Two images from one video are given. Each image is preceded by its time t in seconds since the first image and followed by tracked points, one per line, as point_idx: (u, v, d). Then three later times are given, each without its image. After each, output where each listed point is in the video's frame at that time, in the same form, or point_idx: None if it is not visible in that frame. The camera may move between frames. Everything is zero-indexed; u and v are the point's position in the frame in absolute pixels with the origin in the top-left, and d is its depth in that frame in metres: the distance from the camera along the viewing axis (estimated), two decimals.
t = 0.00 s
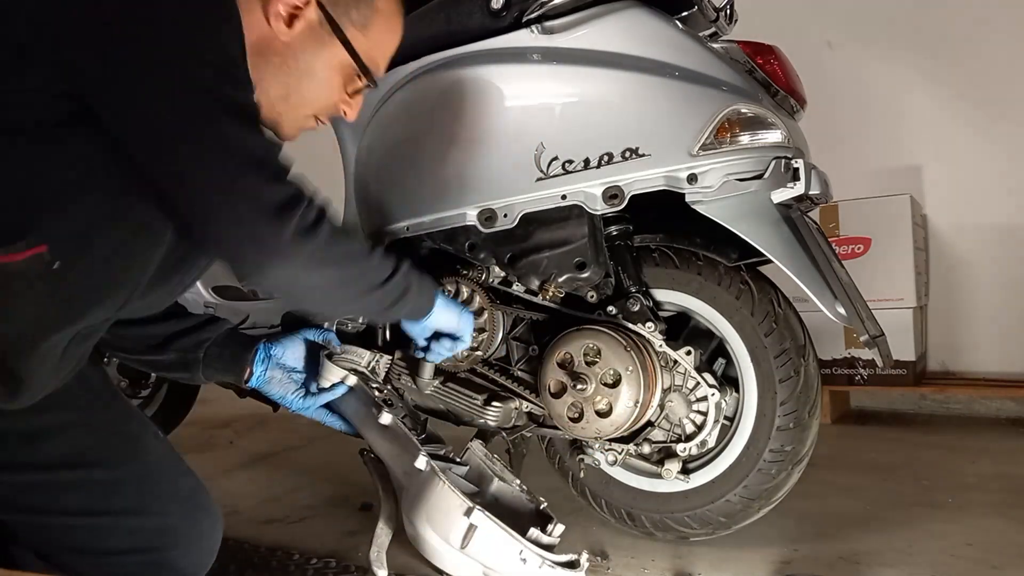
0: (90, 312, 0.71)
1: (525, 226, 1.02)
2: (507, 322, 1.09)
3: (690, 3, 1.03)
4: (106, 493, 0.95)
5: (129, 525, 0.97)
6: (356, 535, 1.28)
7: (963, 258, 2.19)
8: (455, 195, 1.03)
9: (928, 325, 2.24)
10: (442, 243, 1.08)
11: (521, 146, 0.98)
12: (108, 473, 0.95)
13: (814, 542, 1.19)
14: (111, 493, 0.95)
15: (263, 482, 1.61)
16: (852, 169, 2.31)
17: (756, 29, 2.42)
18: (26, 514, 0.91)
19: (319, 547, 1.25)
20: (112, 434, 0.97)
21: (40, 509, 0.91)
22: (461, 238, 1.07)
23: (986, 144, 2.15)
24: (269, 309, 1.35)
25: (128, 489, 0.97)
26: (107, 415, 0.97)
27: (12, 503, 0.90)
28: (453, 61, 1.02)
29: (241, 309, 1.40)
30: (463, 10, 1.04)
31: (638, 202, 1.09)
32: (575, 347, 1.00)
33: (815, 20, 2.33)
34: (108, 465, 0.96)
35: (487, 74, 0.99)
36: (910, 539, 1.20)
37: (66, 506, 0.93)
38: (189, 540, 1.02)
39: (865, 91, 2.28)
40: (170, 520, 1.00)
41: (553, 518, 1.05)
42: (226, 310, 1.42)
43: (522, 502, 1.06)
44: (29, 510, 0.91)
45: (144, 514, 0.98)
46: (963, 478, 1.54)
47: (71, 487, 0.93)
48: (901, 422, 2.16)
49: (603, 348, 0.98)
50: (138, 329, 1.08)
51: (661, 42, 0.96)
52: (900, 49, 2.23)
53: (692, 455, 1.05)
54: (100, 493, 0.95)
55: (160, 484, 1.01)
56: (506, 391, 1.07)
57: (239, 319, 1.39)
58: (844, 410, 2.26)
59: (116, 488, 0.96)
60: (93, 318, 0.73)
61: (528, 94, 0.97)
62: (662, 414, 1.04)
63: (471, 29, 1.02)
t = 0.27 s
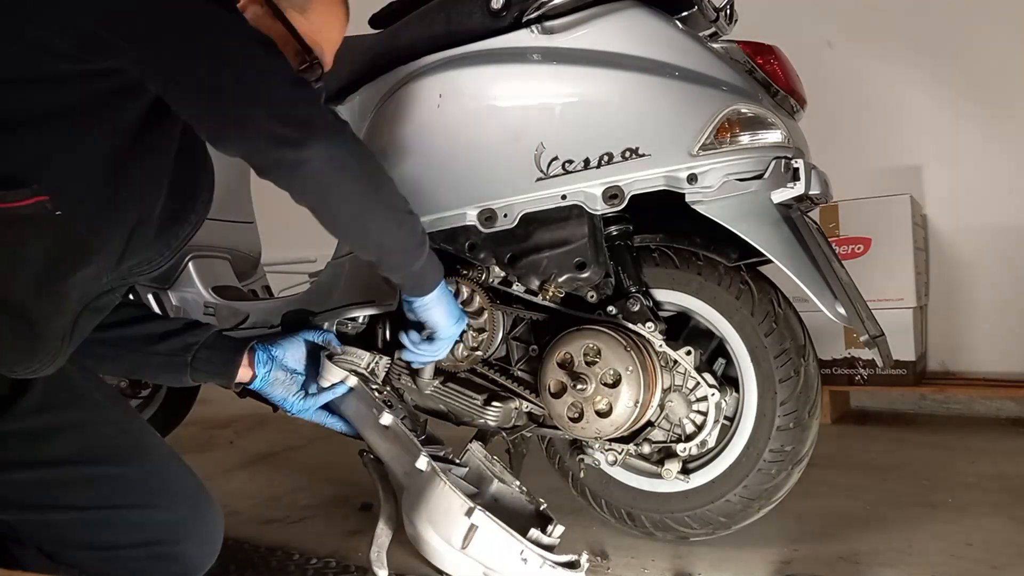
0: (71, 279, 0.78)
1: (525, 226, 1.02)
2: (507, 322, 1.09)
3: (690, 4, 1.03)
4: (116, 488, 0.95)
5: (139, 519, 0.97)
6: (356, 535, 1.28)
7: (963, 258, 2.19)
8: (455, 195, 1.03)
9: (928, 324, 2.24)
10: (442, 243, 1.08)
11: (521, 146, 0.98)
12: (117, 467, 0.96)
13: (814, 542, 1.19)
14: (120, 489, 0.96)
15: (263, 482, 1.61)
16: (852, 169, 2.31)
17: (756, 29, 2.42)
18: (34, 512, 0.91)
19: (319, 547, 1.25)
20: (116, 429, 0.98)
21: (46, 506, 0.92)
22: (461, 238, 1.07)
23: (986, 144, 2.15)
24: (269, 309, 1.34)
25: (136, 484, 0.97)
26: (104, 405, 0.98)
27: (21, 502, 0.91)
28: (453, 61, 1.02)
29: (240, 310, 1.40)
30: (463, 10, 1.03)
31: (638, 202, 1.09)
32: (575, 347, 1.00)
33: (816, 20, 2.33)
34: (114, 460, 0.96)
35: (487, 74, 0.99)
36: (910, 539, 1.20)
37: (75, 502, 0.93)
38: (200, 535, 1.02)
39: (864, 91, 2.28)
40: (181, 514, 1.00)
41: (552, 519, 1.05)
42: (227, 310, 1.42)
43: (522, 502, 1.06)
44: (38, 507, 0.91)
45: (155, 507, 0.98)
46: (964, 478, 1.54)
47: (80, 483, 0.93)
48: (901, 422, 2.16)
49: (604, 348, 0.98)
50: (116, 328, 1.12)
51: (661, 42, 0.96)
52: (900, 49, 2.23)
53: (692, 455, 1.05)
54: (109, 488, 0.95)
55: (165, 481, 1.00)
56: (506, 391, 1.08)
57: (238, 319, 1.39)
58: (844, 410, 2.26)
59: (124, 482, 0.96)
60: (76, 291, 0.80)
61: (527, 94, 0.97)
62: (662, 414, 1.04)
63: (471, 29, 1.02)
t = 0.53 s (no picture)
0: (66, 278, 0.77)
1: (525, 226, 1.02)
2: (507, 322, 1.09)
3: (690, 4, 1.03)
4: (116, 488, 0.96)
5: (140, 519, 0.97)
6: (356, 535, 1.28)
7: (963, 258, 2.19)
8: (456, 195, 1.03)
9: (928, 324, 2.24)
10: (442, 243, 1.09)
11: (521, 146, 0.98)
12: (116, 469, 0.96)
13: (813, 542, 1.19)
14: (120, 489, 0.96)
15: (262, 482, 1.61)
16: (852, 169, 2.31)
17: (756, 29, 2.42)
18: (32, 515, 0.91)
19: (319, 547, 1.25)
20: (116, 431, 0.98)
21: (45, 508, 0.92)
22: (461, 238, 1.07)
23: (985, 144, 2.15)
24: (269, 309, 1.34)
25: (136, 484, 0.97)
26: (98, 407, 0.97)
27: (23, 504, 0.91)
28: (453, 61, 1.02)
29: (240, 309, 1.40)
30: (462, 11, 1.02)
31: (638, 202, 1.09)
32: (575, 347, 1.00)
33: (816, 20, 2.33)
34: (114, 461, 0.96)
35: (487, 74, 0.99)
36: (910, 539, 1.20)
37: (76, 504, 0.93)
38: (201, 535, 1.02)
39: (864, 91, 2.28)
40: (181, 513, 1.00)
41: (551, 515, 1.05)
42: (227, 310, 1.42)
43: (520, 499, 1.06)
44: (40, 509, 0.92)
45: (154, 508, 0.98)
46: (963, 478, 1.54)
47: (80, 484, 0.93)
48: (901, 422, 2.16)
49: (603, 348, 0.98)
50: (106, 333, 1.09)
51: (661, 42, 0.96)
52: (899, 49, 2.23)
53: (692, 455, 1.05)
54: (108, 489, 0.95)
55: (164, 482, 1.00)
56: (506, 391, 1.08)
57: (238, 319, 1.39)
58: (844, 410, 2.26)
59: (123, 483, 0.96)
60: (70, 289, 0.79)
61: (527, 94, 0.97)
62: (662, 414, 1.04)
63: (471, 29, 1.02)
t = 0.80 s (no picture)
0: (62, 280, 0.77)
1: (525, 226, 1.02)
2: (507, 322, 1.09)
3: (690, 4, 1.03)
4: (116, 488, 0.96)
5: (141, 519, 0.97)
6: (356, 535, 1.28)
7: (963, 258, 2.19)
8: (455, 195, 1.03)
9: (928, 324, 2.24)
10: (442, 243, 1.09)
11: (521, 146, 0.98)
12: (117, 470, 0.96)
13: (813, 542, 1.19)
14: (121, 489, 0.96)
15: (263, 482, 1.61)
16: (852, 169, 2.31)
17: (757, 29, 2.42)
18: (34, 515, 0.91)
19: (319, 547, 1.25)
20: (116, 430, 0.98)
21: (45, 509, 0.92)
22: (461, 238, 1.07)
23: (985, 144, 2.15)
24: (269, 309, 1.34)
25: (136, 484, 0.97)
26: (96, 408, 0.97)
27: (24, 505, 0.91)
28: (454, 61, 1.02)
29: (240, 310, 1.40)
30: (462, 10, 1.02)
31: (638, 202, 1.09)
32: (575, 346, 1.00)
33: (816, 20, 2.33)
34: (114, 462, 0.96)
35: (487, 74, 0.99)
36: (910, 539, 1.20)
37: (77, 505, 0.93)
38: (204, 535, 1.02)
39: (864, 91, 2.28)
40: (183, 512, 1.00)
41: (551, 513, 1.05)
42: (227, 310, 1.42)
43: (520, 498, 1.06)
44: (38, 510, 0.92)
45: (155, 508, 0.98)
46: (963, 478, 1.54)
47: (78, 485, 0.93)
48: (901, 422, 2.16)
49: (603, 347, 0.98)
50: (104, 336, 1.09)
51: (661, 42, 0.96)
52: (899, 49, 2.23)
53: (692, 455, 1.05)
54: (109, 489, 0.95)
55: (164, 481, 1.00)
56: (506, 391, 1.08)
57: (239, 319, 1.39)
58: (844, 410, 2.26)
59: (123, 483, 0.96)
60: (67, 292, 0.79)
61: (527, 94, 0.97)
62: (662, 414, 1.03)
63: (471, 29, 1.02)
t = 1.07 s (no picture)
0: (62, 282, 0.77)
1: (525, 226, 1.02)
2: (507, 322, 1.09)
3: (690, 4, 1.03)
4: (116, 488, 0.96)
5: (141, 520, 0.97)
6: (356, 535, 1.28)
7: (963, 258, 2.19)
8: (455, 195, 1.03)
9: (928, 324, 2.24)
10: (442, 243, 1.09)
11: (521, 146, 0.98)
12: (116, 470, 0.96)
13: (814, 542, 1.19)
14: (121, 489, 0.96)
15: (263, 482, 1.61)
16: (851, 169, 2.31)
17: (757, 29, 2.42)
18: (34, 515, 0.91)
19: (319, 547, 1.25)
20: (115, 431, 0.98)
21: (45, 509, 0.92)
22: (461, 238, 1.07)
23: (985, 145, 2.15)
24: (269, 309, 1.34)
25: (136, 484, 0.97)
26: (95, 408, 0.98)
27: (24, 506, 0.91)
28: (454, 61, 1.02)
29: (240, 310, 1.40)
30: (462, 10, 1.02)
31: (638, 202, 1.09)
32: (575, 346, 1.00)
33: (816, 20, 2.33)
34: (113, 462, 0.96)
35: (487, 74, 0.99)
36: (910, 539, 1.20)
37: (76, 505, 0.93)
38: (203, 535, 1.02)
39: (864, 91, 2.28)
40: (183, 512, 1.00)
41: (551, 514, 1.05)
42: (227, 310, 1.42)
43: (520, 498, 1.06)
44: (37, 511, 0.92)
45: (155, 508, 0.98)
46: (963, 478, 1.54)
47: (77, 485, 0.93)
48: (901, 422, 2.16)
49: (603, 347, 0.98)
50: (104, 337, 1.08)
51: (660, 42, 0.96)
52: (899, 49, 2.23)
53: (692, 455, 1.05)
54: (109, 490, 0.95)
55: (164, 481, 1.00)
56: (506, 391, 1.07)
57: (239, 319, 1.39)
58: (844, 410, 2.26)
59: (123, 483, 0.96)
60: (65, 295, 0.78)
61: (527, 94, 0.97)
62: (662, 414, 1.03)
63: (471, 29, 1.02)
